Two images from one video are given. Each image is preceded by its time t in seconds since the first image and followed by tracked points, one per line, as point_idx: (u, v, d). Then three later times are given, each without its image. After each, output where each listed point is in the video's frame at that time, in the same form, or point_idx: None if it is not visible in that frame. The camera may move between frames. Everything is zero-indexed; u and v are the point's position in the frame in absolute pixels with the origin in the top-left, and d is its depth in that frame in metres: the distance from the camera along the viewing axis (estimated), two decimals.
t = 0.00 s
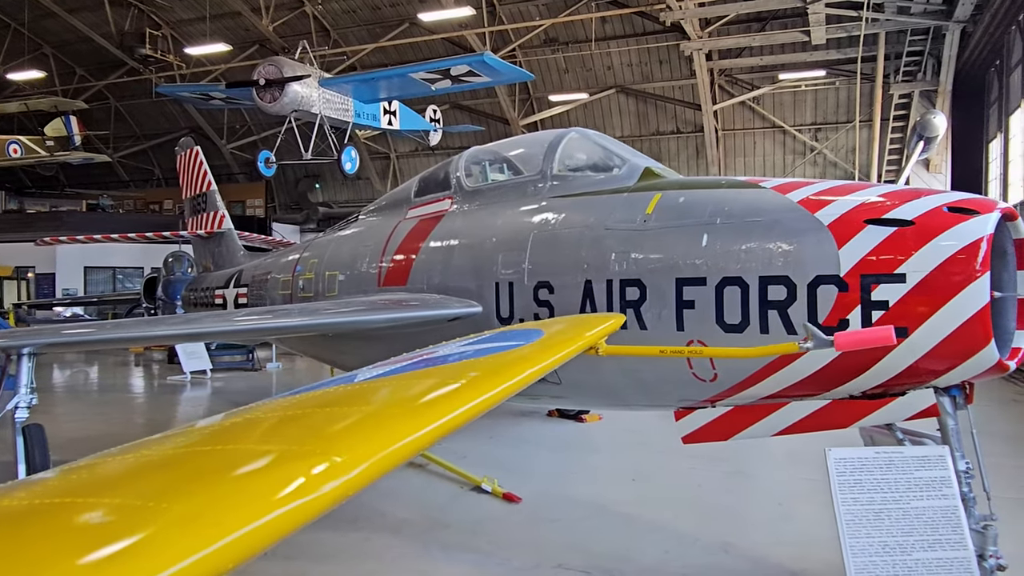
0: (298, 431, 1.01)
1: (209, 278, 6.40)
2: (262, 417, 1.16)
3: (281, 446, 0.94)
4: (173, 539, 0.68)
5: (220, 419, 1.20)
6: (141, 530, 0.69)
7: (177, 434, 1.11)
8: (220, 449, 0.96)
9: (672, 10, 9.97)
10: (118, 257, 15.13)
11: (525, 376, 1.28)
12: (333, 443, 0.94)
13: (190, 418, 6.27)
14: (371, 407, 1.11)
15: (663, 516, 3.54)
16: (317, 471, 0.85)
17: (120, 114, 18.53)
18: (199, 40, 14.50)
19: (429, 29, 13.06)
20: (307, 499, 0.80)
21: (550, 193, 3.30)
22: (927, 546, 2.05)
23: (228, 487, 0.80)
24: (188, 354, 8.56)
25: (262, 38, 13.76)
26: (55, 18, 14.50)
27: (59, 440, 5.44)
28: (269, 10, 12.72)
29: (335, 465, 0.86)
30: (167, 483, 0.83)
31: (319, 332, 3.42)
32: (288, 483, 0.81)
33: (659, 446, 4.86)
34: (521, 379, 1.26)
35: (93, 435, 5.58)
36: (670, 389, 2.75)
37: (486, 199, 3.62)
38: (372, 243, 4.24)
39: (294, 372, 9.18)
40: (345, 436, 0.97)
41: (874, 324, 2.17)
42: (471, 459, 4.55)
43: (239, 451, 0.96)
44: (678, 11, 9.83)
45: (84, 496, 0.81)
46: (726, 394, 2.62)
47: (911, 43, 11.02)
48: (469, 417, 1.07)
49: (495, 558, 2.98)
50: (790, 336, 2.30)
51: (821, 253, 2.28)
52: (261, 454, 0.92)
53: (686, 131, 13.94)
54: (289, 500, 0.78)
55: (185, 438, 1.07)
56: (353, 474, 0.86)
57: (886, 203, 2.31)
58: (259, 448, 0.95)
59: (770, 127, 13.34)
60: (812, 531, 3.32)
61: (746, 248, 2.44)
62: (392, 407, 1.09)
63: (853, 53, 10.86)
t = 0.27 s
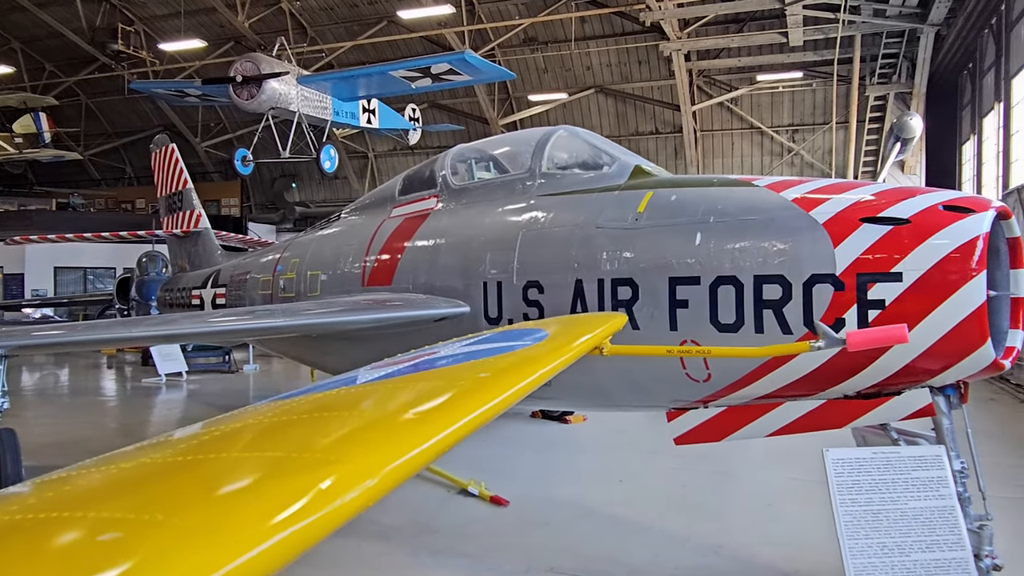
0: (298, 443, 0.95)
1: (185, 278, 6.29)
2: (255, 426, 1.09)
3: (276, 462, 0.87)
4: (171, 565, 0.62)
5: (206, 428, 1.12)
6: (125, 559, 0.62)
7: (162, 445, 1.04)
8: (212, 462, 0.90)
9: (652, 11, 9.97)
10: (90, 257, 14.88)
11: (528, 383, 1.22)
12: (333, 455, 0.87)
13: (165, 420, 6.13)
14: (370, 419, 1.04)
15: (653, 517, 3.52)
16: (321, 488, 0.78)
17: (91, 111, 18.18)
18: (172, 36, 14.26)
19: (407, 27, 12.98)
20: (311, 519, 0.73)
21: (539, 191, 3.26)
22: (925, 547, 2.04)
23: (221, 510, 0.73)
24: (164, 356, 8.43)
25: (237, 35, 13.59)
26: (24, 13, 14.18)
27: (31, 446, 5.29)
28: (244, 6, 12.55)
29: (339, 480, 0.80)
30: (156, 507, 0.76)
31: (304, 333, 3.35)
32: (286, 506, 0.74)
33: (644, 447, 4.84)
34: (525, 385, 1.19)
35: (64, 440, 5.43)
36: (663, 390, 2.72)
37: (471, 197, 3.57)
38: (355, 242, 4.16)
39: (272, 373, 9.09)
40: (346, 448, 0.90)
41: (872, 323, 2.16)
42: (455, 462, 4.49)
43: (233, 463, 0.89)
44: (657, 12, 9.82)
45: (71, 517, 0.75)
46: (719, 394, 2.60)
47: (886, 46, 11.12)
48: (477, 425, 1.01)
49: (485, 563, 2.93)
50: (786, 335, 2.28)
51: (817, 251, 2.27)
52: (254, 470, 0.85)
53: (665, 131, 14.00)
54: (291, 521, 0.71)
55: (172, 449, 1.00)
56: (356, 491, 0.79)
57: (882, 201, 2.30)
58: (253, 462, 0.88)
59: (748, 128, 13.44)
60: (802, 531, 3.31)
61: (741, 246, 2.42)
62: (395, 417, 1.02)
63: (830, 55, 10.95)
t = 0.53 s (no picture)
0: (302, 459, 0.88)
1: (167, 279, 6.18)
2: (253, 437, 1.01)
3: (281, 482, 0.80)
4: None
5: (200, 439, 1.05)
6: None
7: (153, 461, 0.96)
8: (211, 481, 0.83)
9: (637, 12, 9.93)
10: (66, 259, 14.72)
11: (543, 389, 1.15)
12: (343, 473, 0.80)
13: (146, 426, 6.00)
14: (379, 431, 0.97)
15: (646, 521, 3.47)
16: (333, 508, 0.71)
17: (68, 110, 17.91)
18: (152, 35, 14.08)
19: (391, 27, 12.89)
20: (323, 545, 0.66)
21: (531, 191, 3.21)
22: (929, 553, 2.00)
23: (225, 539, 0.66)
24: (143, 360, 8.29)
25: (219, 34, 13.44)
26: None
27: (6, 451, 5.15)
28: (226, 5, 12.40)
29: (351, 499, 0.73)
30: (150, 535, 0.69)
31: (290, 336, 3.27)
32: (295, 532, 0.67)
33: (635, 450, 4.80)
34: (540, 391, 1.12)
35: (42, 446, 5.30)
36: (659, 393, 2.67)
37: (462, 197, 3.51)
38: (342, 243, 4.09)
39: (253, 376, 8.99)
40: (356, 463, 0.83)
41: (874, 325, 2.12)
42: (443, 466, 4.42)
43: (231, 484, 0.81)
44: (642, 13, 9.79)
45: (56, 550, 0.67)
46: (716, 398, 2.56)
47: (869, 49, 11.20)
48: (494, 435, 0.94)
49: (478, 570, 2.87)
50: (786, 337, 2.24)
51: (817, 252, 2.23)
52: (258, 490, 0.78)
53: (649, 133, 14.03)
54: (298, 550, 0.64)
55: (165, 463, 0.92)
56: (371, 511, 0.72)
57: (882, 202, 2.27)
58: (255, 482, 0.81)
59: (731, 130, 13.48)
60: (796, 533, 3.28)
61: (739, 247, 2.38)
62: (405, 429, 0.95)
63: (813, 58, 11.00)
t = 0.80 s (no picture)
0: (308, 488, 0.82)
1: (153, 281, 6.06)
2: (251, 458, 0.95)
3: (285, 516, 0.74)
4: None
5: (193, 459, 0.98)
6: None
7: (144, 484, 0.90)
8: (210, 513, 0.77)
9: (626, 14, 9.88)
10: (49, 260, 14.52)
11: (555, 407, 1.09)
12: (352, 507, 0.74)
13: (131, 430, 5.90)
14: (388, 455, 0.91)
15: (641, 526, 3.43)
16: (347, 549, 0.65)
17: (52, 110, 17.69)
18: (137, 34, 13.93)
19: (379, 27, 12.82)
20: None
21: (527, 193, 3.16)
22: (938, 561, 1.96)
23: None
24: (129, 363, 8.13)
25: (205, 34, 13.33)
26: None
27: None
28: (213, 4, 12.29)
29: (366, 539, 0.67)
30: None
31: (281, 340, 3.20)
32: None
33: (628, 454, 4.76)
34: (555, 409, 1.07)
35: (25, 452, 5.20)
36: (658, 398, 2.63)
37: (455, 199, 3.46)
38: (332, 245, 4.02)
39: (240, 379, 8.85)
40: (367, 494, 0.77)
41: (879, 330, 2.09)
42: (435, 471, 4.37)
43: (232, 516, 0.76)
44: (632, 15, 9.77)
45: None
46: (717, 403, 2.52)
47: (857, 51, 11.26)
48: (510, 459, 0.88)
49: None
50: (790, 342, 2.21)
51: (821, 256, 2.20)
52: (260, 526, 0.72)
53: (638, 134, 14.04)
54: None
55: (159, 488, 0.86)
56: (387, 552, 0.66)
57: (887, 204, 2.24)
58: (259, 514, 0.75)
59: (720, 132, 13.52)
60: (794, 538, 3.24)
61: (741, 250, 2.34)
62: (414, 454, 0.89)
63: (802, 60, 11.03)
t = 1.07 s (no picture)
0: (314, 518, 0.77)
1: (144, 282, 5.92)
2: (253, 481, 0.90)
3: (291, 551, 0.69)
4: None
5: (189, 482, 0.93)
6: None
7: (136, 510, 0.85)
8: (210, 547, 0.72)
9: (618, 14, 9.83)
10: (35, 261, 14.34)
11: (568, 423, 1.04)
12: (363, 540, 0.69)
13: (120, 434, 5.81)
14: (397, 477, 0.87)
15: (640, 530, 3.39)
16: None
17: (38, 109, 17.50)
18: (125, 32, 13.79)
19: (370, 27, 12.75)
20: None
21: (524, 194, 3.12)
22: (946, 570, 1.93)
23: None
24: (117, 365, 8.02)
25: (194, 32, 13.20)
26: None
27: None
28: (202, 3, 12.18)
29: None
30: None
31: (274, 343, 3.14)
32: None
33: (624, 457, 4.73)
34: (569, 426, 1.02)
35: (11, 456, 5.10)
36: (658, 403, 2.59)
37: (451, 200, 3.41)
38: (325, 247, 3.96)
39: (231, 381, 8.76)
40: (380, 524, 0.73)
41: (884, 334, 2.07)
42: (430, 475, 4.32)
43: (234, 549, 0.71)
44: (624, 14, 9.72)
45: None
46: (718, 408, 2.49)
47: (849, 52, 11.27)
48: (526, 483, 0.83)
49: None
50: (793, 346, 2.18)
51: (825, 259, 2.17)
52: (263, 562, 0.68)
53: (630, 134, 14.04)
54: None
55: (153, 518, 0.81)
56: None
57: (891, 208, 2.21)
58: (262, 548, 0.70)
59: (712, 132, 13.53)
60: (793, 542, 3.21)
61: (744, 253, 2.31)
62: (424, 477, 0.85)
63: (794, 60, 11.04)
